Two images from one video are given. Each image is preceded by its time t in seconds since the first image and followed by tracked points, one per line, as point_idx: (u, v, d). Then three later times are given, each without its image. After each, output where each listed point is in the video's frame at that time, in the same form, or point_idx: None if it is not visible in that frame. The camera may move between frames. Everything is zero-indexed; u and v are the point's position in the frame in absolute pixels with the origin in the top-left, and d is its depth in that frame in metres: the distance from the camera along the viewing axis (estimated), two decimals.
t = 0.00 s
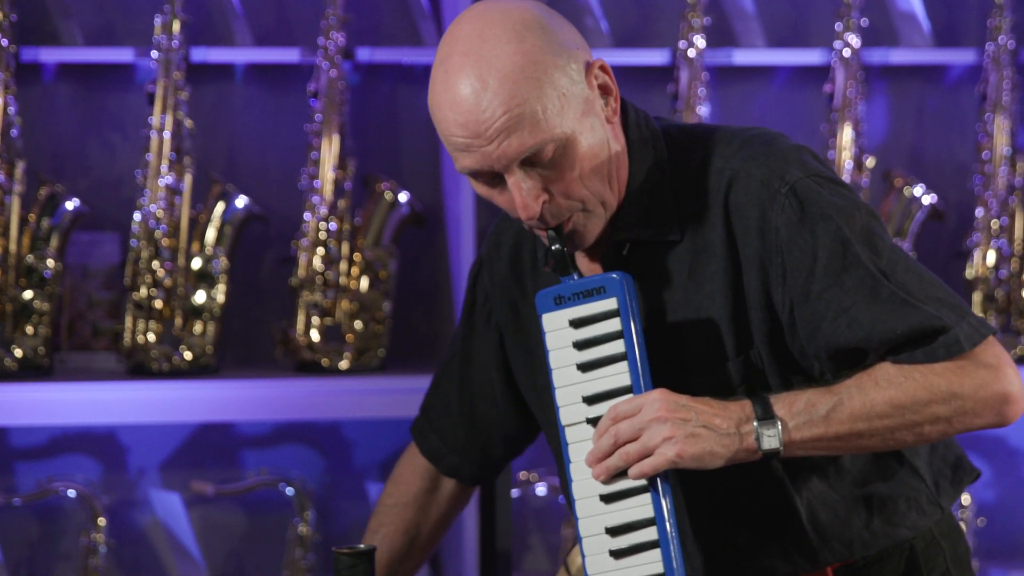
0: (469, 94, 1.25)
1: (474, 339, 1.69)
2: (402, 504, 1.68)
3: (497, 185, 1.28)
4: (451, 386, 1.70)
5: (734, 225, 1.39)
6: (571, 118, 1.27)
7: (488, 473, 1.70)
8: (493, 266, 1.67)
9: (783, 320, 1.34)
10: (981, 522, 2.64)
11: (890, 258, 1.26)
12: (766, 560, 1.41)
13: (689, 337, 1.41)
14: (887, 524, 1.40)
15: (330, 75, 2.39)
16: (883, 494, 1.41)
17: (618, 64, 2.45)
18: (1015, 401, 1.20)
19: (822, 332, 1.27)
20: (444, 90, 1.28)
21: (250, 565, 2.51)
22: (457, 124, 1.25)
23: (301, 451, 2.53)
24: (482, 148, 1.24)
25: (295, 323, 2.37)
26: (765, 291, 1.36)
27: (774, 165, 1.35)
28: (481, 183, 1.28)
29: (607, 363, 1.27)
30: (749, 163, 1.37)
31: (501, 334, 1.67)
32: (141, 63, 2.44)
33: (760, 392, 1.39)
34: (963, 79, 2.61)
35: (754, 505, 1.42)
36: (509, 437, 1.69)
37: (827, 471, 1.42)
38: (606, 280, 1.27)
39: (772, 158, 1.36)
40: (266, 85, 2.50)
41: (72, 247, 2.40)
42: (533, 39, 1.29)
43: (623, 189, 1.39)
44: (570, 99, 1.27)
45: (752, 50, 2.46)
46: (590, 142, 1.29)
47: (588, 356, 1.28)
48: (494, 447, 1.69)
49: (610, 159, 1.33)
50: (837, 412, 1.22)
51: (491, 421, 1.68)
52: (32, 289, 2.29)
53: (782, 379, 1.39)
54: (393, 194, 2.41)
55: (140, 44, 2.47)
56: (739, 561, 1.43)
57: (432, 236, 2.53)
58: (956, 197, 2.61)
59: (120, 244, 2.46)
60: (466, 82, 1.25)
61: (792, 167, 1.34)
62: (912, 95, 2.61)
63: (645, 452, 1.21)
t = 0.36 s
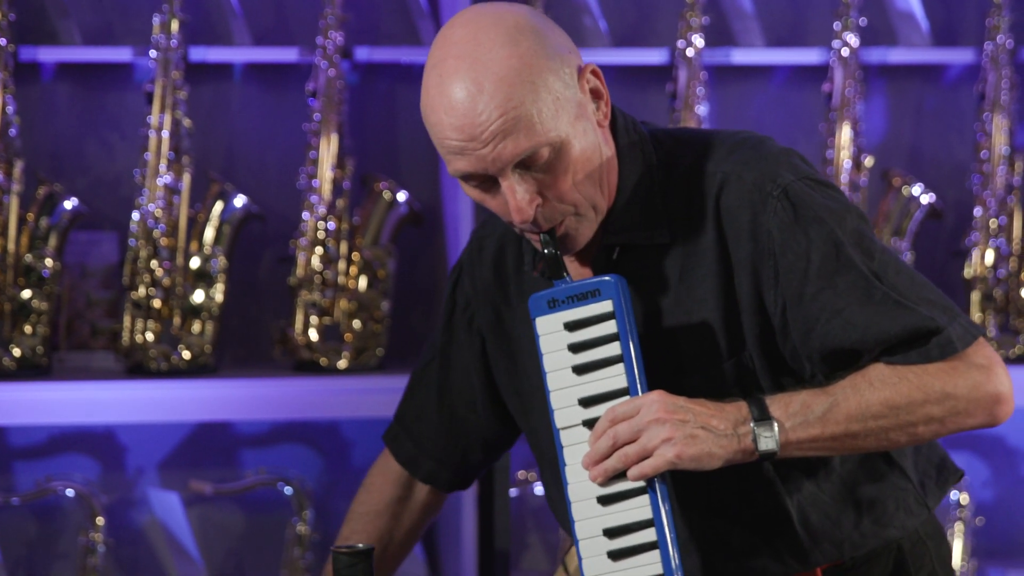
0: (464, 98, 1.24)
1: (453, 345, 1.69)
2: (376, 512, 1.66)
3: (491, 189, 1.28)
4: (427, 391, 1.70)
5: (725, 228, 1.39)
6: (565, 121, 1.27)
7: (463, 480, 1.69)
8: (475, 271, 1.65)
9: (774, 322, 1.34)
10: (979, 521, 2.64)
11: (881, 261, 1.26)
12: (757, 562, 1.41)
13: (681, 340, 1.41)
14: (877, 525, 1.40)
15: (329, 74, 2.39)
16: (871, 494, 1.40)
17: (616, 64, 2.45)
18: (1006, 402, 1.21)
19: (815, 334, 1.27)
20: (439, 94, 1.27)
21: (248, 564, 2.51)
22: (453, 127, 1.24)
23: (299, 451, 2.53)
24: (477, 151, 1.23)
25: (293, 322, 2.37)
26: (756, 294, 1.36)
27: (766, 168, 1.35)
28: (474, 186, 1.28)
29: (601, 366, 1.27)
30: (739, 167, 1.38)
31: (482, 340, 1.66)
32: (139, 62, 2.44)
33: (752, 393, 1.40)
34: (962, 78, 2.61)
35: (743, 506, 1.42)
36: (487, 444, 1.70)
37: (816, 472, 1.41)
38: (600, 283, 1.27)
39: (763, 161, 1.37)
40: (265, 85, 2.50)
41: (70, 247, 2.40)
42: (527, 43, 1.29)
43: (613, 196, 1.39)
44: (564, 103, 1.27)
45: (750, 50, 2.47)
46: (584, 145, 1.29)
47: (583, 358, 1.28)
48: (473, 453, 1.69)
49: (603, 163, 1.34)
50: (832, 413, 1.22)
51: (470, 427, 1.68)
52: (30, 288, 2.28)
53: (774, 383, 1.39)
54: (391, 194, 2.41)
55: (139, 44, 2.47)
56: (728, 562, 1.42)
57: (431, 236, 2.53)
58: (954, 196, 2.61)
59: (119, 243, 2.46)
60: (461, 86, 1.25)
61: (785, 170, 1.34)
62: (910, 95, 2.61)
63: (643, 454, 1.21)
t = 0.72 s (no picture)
0: (457, 96, 1.24)
1: (468, 342, 1.67)
2: (421, 511, 1.66)
3: (484, 186, 1.28)
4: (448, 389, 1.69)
5: (725, 230, 1.38)
6: (559, 121, 1.26)
7: (493, 476, 1.67)
8: (487, 269, 1.65)
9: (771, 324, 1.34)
10: (977, 520, 2.64)
11: (878, 265, 1.25)
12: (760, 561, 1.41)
13: (677, 341, 1.41)
14: (879, 526, 1.39)
15: (327, 73, 2.39)
16: (874, 495, 1.40)
17: (614, 63, 2.45)
18: (999, 409, 1.20)
19: (808, 338, 1.26)
20: (433, 92, 1.27)
21: (247, 563, 2.51)
22: (445, 125, 1.25)
23: (299, 450, 2.52)
24: (467, 150, 1.24)
25: (292, 321, 2.37)
26: (755, 295, 1.36)
27: (767, 170, 1.34)
28: (468, 184, 1.28)
29: (591, 365, 1.27)
30: (741, 168, 1.37)
31: (496, 334, 1.64)
32: (138, 61, 2.44)
33: (747, 394, 1.39)
34: (960, 77, 2.61)
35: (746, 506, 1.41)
36: (509, 438, 1.66)
37: (817, 473, 1.40)
38: (592, 282, 1.27)
39: (764, 162, 1.36)
40: (263, 83, 2.51)
41: (69, 246, 2.40)
42: (524, 42, 1.28)
43: (611, 189, 1.40)
44: (559, 103, 1.27)
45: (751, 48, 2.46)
46: (579, 145, 1.29)
47: (574, 357, 1.28)
48: (496, 448, 1.66)
49: (599, 162, 1.33)
50: (821, 418, 1.21)
51: (489, 422, 1.66)
52: (29, 287, 2.28)
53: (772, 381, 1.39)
54: (390, 193, 2.41)
55: (137, 43, 2.47)
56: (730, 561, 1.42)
57: (429, 235, 2.53)
58: (952, 195, 2.61)
59: (117, 242, 2.46)
60: (455, 84, 1.25)
61: (784, 172, 1.33)
62: (909, 93, 2.61)
63: (628, 454, 1.21)
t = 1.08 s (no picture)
0: (464, 80, 1.25)
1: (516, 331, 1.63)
2: (482, 503, 1.61)
3: (495, 170, 1.29)
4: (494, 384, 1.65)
5: (741, 220, 1.35)
6: (568, 107, 1.26)
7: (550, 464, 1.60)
8: (529, 256, 1.62)
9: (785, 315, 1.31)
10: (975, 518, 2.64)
11: (891, 258, 1.20)
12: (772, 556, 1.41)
13: (688, 331, 1.41)
14: (898, 523, 1.37)
15: (325, 71, 2.39)
16: (896, 491, 1.37)
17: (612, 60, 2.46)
18: (1010, 408, 1.16)
19: (817, 331, 1.23)
20: (444, 74, 1.28)
21: (245, 560, 2.51)
22: (453, 107, 1.25)
23: (296, 447, 2.53)
24: (473, 133, 1.24)
25: (290, 318, 2.37)
26: (770, 285, 1.32)
27: (784, 158, 1.30)
28: (480, 166, 1.30)
29: (596, 352, 1.27)
30: (759, 157, 1.33)
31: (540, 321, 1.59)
32: (136, 59, 2.43)
33: (761, 385, 1.37)
34: (958, 74, 2.61)
35: (758, 499, 1.41)
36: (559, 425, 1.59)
37: (837, 467, 1.39)
38: (599, 269, 1.27)
39: (784, 151, 1.31)
40: (261, 81, 2.51)
41: (67, 243, 2.40)
42: (535, 28, 1.28)
43: (626, 173, 1.37)
44: (569, 89, 1.26)
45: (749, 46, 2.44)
46: (589, 131, 1.28)
47: (580, 344, 1.27)
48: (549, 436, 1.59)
49: (612, 149, 1.32)
50: (824, 412, 1.19)
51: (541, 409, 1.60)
52: (27, 284, 2.28)
53: (785, 373, 1.36)
54: (387, 190, 2.41)
55: (136, 41, 2.47)
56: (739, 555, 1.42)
57: (428, 233, 2.54)
58: (950, 193, 2.61)
59: (115, 240, 2.46)
60: (463, 68, 1.26)
61: (801, 161, 1.29)
62: (907, 91, 2.61)
63: (626, 443, 1.21)
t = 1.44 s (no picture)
0: (483, 73, 1.20)
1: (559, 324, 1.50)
2: (539, 501, 1.49)
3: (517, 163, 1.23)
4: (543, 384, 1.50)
5: (767, 215, 1.23)
6: (588, 99, 1.19)
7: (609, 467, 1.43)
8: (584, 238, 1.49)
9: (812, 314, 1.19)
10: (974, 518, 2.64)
11: (916, 256, 1.08)
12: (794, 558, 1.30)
13: (707, 323, 1.30)
14: (928, 524, 1.25)
15: (324, 70, 2.39)
16: (927, 490, 1.25)
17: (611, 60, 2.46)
18: None
19: (836, 330, 1.13)
20: (464, 67, 1.23)
21: (244, 560, 2.50)
22: (472, 100, 1.20)
23: (296, 447, 2.53)
24: (492, 127, 1.19)
25: (289, 317, 2.37)
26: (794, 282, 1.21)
27: (808, 153, 1.19)
28: (503, 159, 1.24)
29: (616, 348, 1.19)
30: (785, 152, 1.21)
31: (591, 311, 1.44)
32: (134, 58, 2.43)
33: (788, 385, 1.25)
34: (957, 74, 2.61)
35: (778, 497, 1.31)
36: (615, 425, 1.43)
37: (866, 464, 1.26)
38: (619, 263, 1.19)
39: (810, 144, 1.19)
40: (260, 81, 2.51)
41: (66, 242, 2.41)
42: (557, 19, 1.21)
43: (654, 167, 1.28)
44: (590, 82, 1.20)
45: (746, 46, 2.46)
46: (611, 124, 1.21)
47: (599, 340, 1.20)
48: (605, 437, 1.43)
49: (636, 142, 1.25)
50: (840, 411, 1.09)
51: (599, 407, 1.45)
52: (25, 284, 2.28)
53: (815, 375, 1.24)
54: (386, 189, 2.41)
55: (135, 40, 2.47)
56: (756, 558, 1.32)
57: (427, 232, 2.53)
58: (949, 192, 2.61)
59: (113, 239, 2.46)
60: (482, 61, 1.20)
61: (825, 155, 1.17)
62: (905, 91, 2.61)
63: (640, 440, 1.13)
